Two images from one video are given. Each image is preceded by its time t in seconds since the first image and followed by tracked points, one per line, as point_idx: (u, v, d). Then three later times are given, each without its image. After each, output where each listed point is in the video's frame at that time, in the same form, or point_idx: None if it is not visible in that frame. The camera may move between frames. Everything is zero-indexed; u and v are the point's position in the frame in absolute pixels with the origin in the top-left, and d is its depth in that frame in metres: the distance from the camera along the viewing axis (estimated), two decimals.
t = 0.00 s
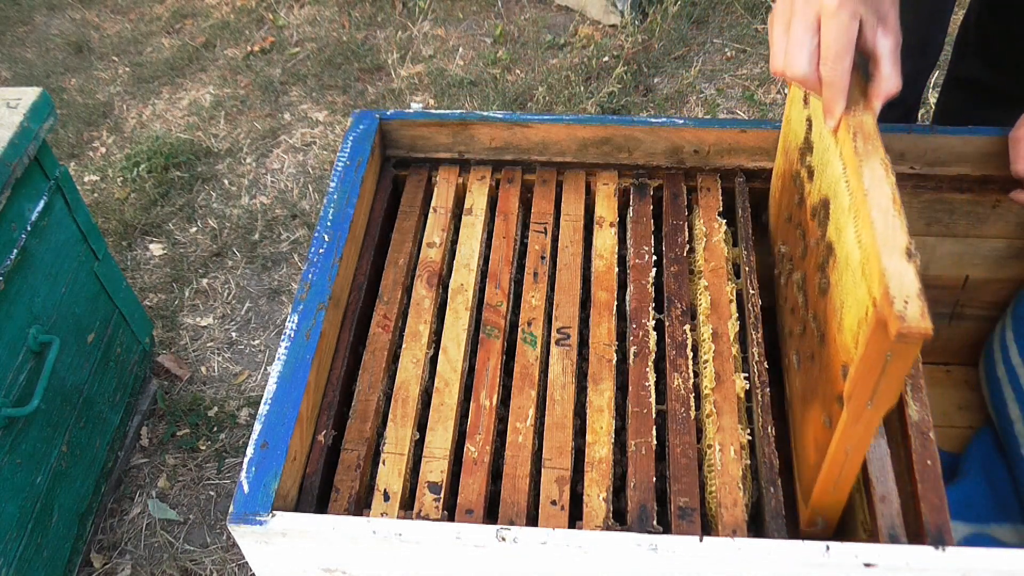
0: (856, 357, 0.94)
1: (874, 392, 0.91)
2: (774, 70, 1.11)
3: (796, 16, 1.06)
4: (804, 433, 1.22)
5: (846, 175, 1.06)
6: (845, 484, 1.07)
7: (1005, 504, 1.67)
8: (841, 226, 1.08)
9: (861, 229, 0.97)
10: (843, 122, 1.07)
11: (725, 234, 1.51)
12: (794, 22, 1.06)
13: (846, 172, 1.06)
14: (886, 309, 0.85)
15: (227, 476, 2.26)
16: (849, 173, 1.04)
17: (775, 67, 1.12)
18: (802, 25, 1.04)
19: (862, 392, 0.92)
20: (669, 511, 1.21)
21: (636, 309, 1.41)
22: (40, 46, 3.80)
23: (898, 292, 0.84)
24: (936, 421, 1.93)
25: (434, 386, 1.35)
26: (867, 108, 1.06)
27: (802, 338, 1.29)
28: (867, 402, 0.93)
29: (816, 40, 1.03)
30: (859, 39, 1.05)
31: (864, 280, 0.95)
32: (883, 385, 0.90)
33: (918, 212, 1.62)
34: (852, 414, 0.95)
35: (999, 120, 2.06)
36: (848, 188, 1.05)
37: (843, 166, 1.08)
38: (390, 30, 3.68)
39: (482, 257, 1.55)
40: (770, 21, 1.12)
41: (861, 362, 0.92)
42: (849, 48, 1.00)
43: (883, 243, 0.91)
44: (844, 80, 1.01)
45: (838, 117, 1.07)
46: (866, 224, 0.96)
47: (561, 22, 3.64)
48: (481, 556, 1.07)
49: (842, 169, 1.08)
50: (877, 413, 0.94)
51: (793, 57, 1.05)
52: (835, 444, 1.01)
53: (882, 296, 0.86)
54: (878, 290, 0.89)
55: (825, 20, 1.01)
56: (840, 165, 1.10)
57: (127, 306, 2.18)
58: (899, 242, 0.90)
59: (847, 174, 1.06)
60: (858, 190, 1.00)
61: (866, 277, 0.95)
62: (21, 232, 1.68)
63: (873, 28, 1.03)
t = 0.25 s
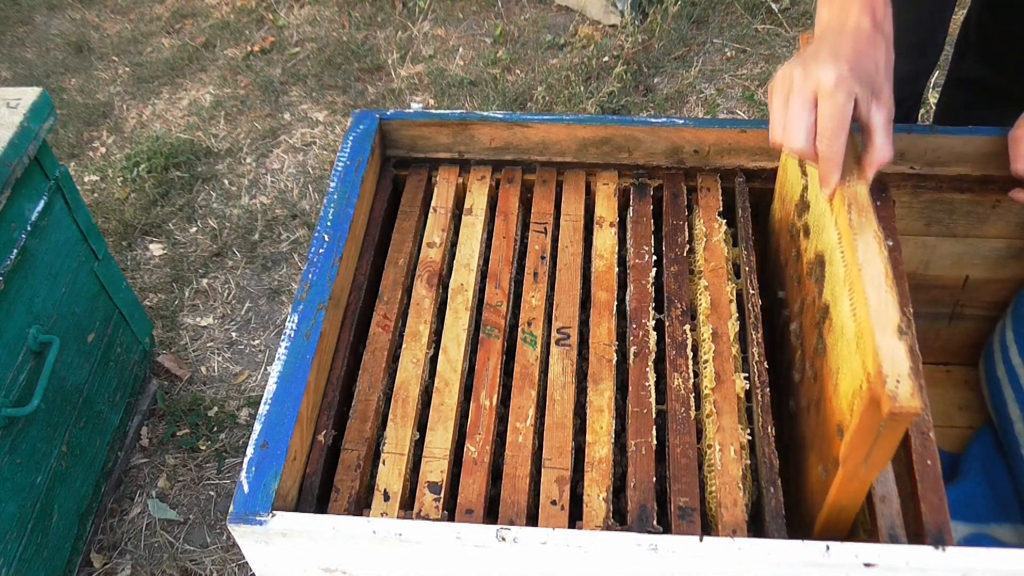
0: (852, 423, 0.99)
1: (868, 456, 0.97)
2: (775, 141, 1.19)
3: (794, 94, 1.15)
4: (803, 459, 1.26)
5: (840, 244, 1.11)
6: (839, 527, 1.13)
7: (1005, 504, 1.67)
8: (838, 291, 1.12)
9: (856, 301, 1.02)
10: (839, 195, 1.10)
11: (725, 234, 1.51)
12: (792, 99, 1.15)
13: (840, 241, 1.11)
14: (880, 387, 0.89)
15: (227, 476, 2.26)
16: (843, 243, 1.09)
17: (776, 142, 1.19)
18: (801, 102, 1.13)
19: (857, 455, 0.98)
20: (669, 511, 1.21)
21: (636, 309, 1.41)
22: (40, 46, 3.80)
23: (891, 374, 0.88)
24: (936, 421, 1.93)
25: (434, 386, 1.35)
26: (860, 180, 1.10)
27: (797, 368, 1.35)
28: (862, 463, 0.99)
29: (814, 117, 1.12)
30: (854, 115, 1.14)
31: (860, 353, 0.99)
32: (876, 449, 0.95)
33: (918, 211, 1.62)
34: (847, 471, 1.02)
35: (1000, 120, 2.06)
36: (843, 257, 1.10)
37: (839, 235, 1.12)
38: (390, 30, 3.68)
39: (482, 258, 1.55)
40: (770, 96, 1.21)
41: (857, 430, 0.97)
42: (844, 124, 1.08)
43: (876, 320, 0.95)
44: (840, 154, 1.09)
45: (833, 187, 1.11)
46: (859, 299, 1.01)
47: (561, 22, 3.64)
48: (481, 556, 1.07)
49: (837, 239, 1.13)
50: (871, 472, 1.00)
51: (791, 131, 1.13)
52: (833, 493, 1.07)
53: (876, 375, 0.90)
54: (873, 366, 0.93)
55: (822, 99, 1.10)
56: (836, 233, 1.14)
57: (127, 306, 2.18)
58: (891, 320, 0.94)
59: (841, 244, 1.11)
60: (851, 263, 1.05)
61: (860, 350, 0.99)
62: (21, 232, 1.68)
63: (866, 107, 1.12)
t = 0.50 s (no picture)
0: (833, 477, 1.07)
1: (847, 505, 1.06)
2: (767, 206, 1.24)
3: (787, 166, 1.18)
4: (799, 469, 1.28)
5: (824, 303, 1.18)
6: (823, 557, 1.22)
7: (1004, 503, 1.67)
8: (822, 347, 1.20)
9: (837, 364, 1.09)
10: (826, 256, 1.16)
11: (725, 234, 1.51)
12: (786, 169, 1.19)
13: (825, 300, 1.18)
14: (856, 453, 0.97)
15: (227, 476, 2.26)
16: (827, 304, 1.16)
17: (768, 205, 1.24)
18: (793, 173, 1.17)
19: (838, 505, 1.07)
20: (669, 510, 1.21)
21: (636, 309, 1.41)
22: (40, 46, 3.80)
23: (868, 442, 0.96)
24: (937, 422, 1.94)
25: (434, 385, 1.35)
26: (848, 244, 1.16)
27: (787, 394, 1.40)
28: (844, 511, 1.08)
29: (805, 190, 1.16)
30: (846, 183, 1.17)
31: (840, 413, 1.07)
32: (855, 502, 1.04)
33: (917, 211, 1.62)
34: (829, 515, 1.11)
35: (999, 120, 2.06)
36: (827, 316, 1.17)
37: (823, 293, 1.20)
38: (390, 30, 3.68)
39: (483, 257, 1.55)
40: (767, 161, 1.25)
41: (837, 485, 1.05)
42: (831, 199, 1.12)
43: (857, 388, 1.02)
44: (828, 226, 1.13)
45: (822, 251, 1.17)
46: (840, 363, 1.08)
47: (561, 22, 3.64)
48: (481, 556, 1.07)
49: (821, 297, 1.21)
50: (852, 518, 1.09)
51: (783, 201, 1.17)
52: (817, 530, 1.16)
53: (854, 441, 0.98)
54: (851, 431, 1.01)
55: (812, 172, 1.14)
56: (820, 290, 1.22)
57: (127, 306, 2.18)
58: (870, 389, 1.01)
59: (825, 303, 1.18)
60: (834, 325, 1.12)
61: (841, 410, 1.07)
62: (21, 232, 1.68)
63: (857, 178, 1.15)
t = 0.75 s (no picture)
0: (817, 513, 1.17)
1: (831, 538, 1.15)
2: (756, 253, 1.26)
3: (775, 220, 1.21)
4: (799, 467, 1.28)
5: (811, 350, 1.28)
6: None
7: (1004, 503, 1.67)
8: (805, 389, 1.29)
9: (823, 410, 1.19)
10: (814, 304, 1.28)
11: (725, 234, 1.51)
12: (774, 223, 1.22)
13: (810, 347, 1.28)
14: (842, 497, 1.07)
15: (227, 476, 2.26)
16: (814, 353, 1.26)
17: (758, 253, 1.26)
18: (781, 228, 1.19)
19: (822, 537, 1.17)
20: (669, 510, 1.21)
21: (636, 309, 1.41)
22: (39, 46, 3.80)
23: (850, 488, 1.06)
24: (937, 421, 1.94)
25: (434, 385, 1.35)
26: (834, 293, 1.27)
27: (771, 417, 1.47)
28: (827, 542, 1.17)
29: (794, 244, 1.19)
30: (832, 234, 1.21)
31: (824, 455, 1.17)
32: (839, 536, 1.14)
33: (917, 211, 1.62)
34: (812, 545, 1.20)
35: (999, 120, 2.06)
36: (813, 362, 1.27)
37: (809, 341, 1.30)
38: (390, 30, 3.68)
39: (483, 258, 1.55)
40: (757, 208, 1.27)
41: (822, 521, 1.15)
42: (817, 255, 1.16)
43: (841, 435, 1.12)
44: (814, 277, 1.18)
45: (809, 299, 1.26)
46: (825, 409, 1.18)
47: (561, 22, 3.64)
48: (481, 556, 1.07)
49: (807, 343, 1.30)
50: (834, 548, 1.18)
51: (771, 253, 1.20)
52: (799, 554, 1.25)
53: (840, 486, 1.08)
54: (835, 475, 1.10)
55: (801, 228, 1.17)
56: (807, 337, 1.31)
57: (127, 306, 2.18)
58: (854, 436, 1.11)
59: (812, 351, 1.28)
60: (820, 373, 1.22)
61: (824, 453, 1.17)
62: (21, 232, 1.68)
63: (844, 233, 1.18)
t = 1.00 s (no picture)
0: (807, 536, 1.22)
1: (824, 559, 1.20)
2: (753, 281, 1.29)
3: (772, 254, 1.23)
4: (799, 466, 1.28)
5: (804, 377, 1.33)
6: None
7: (1004, 503, 1.67)
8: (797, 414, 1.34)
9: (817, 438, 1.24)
10: (807, 334, 1.32)
11: (725, 234, 1.51)
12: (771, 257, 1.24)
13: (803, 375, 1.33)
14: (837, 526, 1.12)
15: (227, 476, 2.26)
16: (807, 382, 1.31)
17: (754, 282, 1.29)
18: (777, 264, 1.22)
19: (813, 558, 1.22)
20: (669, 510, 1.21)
21: (636, 309, 1.41)
22: (39, 46, 3.80)
23: (846, 518, 1.11)
24: (937, 422, 1.95)
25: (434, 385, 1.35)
26: (826, 323, 1.32)
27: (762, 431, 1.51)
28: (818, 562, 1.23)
29: (790, 280, 1.22)
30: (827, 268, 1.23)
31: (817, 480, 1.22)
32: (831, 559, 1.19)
33: (917, 211, 1.62)
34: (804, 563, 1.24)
35: (999, 120, 2.06)
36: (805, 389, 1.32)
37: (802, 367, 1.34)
38: (390, 30, 3.68)
39: (483, 258, 1.55)
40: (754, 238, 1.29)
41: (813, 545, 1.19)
42: (811, 292, 1.20)
43: (836, 465, 1.17)
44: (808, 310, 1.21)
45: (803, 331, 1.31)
46: (820, 438, 1.23)
47: (561, 22, 3.64)
48: (481, 555, 1.07)
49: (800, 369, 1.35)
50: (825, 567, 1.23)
51: (768, 286, 1.23)
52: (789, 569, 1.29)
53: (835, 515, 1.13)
54: (830, 503, 1.15)
55: (796, 265, 1.19)
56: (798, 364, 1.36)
57: (127, 306, 2.17)
58: (849, 466, 1.16)
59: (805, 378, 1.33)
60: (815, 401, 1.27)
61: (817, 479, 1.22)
62: (21, 232, 1.68)
63: (839, 270, 1.20)
